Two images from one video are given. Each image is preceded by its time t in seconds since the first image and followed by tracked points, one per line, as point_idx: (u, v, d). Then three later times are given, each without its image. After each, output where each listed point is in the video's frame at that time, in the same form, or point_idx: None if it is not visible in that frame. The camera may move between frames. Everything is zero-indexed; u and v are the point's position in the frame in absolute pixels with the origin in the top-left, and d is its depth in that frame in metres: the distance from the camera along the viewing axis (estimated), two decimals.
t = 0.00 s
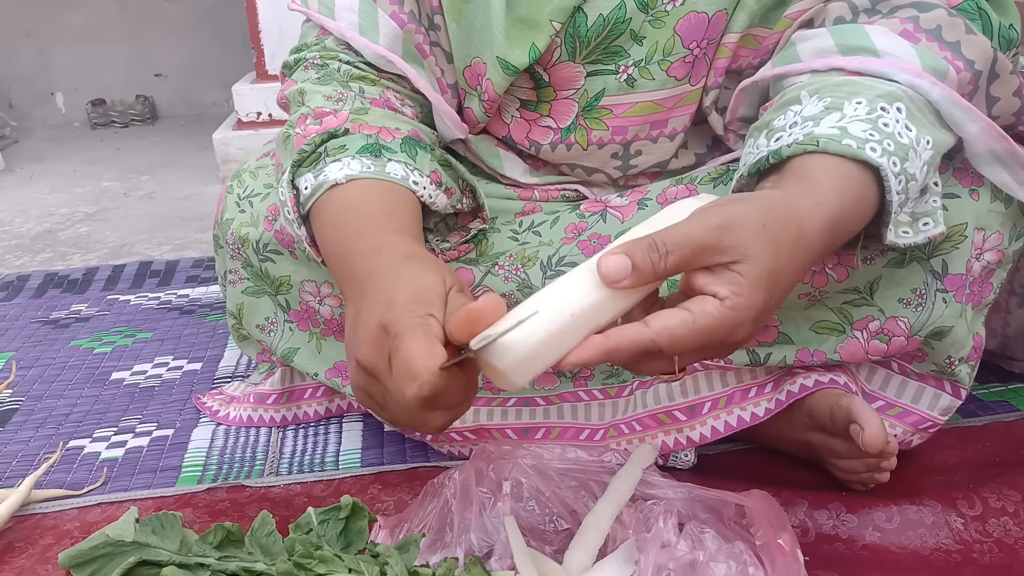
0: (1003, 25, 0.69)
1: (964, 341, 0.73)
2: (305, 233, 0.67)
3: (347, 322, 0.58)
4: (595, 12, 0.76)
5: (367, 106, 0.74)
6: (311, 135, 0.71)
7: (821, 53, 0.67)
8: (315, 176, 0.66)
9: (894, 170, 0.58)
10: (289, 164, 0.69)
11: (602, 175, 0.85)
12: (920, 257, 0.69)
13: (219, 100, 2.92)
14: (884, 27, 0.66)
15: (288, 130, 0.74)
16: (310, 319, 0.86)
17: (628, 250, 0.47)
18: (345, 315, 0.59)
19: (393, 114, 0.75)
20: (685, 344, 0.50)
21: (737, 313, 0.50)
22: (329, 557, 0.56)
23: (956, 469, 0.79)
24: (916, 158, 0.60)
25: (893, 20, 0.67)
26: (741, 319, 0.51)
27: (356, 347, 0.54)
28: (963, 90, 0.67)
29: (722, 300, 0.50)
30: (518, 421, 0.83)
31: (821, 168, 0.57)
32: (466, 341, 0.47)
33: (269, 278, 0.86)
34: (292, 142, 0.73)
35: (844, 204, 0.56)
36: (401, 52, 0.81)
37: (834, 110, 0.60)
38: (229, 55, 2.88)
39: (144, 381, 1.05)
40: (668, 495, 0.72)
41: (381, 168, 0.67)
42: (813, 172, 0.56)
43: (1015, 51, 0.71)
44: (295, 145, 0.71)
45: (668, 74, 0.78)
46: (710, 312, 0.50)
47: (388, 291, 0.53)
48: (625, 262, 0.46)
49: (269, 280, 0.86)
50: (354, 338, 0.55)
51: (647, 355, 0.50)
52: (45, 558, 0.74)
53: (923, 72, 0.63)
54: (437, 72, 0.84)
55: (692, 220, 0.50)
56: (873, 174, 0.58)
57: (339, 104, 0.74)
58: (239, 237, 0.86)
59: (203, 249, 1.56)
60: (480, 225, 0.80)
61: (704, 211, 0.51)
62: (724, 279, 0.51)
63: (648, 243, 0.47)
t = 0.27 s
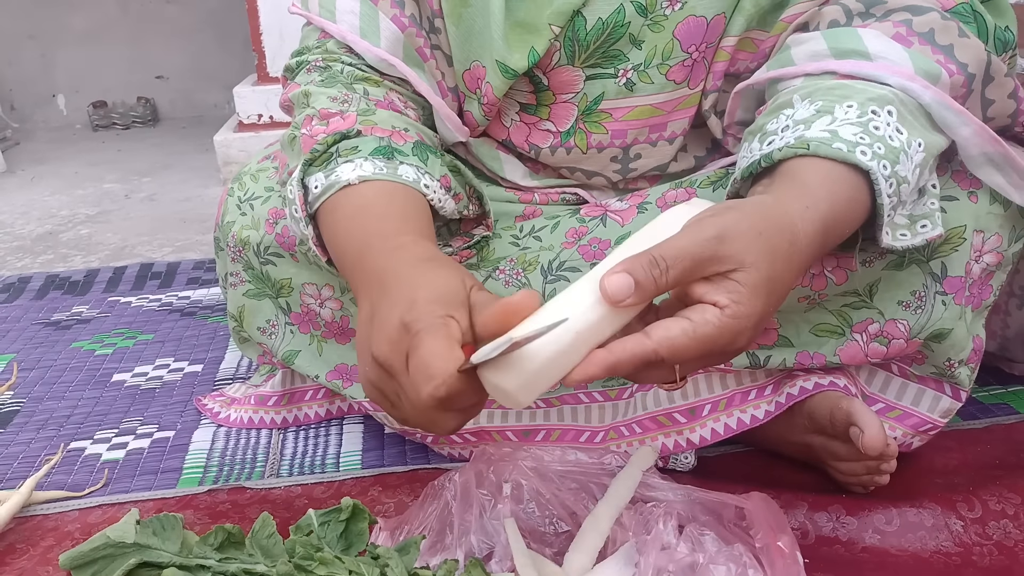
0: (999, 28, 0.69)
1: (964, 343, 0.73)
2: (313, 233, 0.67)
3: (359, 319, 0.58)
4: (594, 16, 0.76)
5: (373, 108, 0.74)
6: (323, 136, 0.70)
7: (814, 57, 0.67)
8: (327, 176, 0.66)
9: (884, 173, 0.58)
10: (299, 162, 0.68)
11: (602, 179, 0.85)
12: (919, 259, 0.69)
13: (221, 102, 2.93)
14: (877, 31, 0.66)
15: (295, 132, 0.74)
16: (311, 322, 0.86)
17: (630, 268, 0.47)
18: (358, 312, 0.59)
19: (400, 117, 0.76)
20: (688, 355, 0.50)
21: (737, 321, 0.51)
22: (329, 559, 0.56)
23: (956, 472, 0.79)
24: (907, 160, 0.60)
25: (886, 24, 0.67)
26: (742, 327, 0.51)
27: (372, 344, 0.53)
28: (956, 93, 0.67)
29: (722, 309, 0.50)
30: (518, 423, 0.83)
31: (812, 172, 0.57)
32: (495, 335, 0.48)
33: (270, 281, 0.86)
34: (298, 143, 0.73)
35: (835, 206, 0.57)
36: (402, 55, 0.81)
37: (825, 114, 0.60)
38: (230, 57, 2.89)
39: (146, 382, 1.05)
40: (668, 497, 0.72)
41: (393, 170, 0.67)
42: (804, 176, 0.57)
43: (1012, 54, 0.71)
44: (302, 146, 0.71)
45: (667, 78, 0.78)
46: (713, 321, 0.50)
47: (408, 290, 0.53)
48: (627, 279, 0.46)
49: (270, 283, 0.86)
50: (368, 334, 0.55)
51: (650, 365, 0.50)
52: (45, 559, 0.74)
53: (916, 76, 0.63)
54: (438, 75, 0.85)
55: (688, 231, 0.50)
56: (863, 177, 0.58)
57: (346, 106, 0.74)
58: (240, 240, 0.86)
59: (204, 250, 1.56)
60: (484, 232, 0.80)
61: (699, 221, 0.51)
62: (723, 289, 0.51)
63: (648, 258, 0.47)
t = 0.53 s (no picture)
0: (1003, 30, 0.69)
1: (968, 345, 0.72)
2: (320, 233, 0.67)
3: (374, 319, 0.58)
4: (598, 18, 0.76)
5: (381, 108, 0.74)
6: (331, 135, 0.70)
7: (816, 57, 0.67)
8: (337, 176, 0.66)
9: (885, 173, 0.58)
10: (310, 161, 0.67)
11: (606, 180, 0.85)
12: (924, 261, 0.69)
13: (223, 103, 2.93)
14: (880, 32, 0.66)
15: (302, 132, 0.74)
16: (314, 322, 0.86)
17: (634, 274, 0.45)
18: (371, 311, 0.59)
19: (407, 117, 0.76)
20: (695, 358, 0.49)
21: (743, 323, 0.50)
22: (332, 560, 0.56)
23: (960, 474, 0.79)
24: (908, 161, 0.60)
25: (890, 25, 0.67)
26: (747, 329, 0.50)
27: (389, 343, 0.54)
28: (958, 95, 0.67)
29: (729, 312, 0.49)
30: (521, 425, 0.82)
31: (812, 171, 0.57)
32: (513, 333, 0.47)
33: (273, 282, 0.86)
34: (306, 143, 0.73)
35: (835, 205, 0.56)
36: (406, 55, 0.81)
37: (826, 114, 0.60)
38: (233, 58, 2.89)
39: (147, 383, 1.05)
40: (672, 499, 0.72)
41: (404, 171, 0.67)
42: (804, 175, 0.57)
43: (1016, 56, 0.71)
44: (310, 146, 0.71)
45: (671, 79, 0.78)
46: (720, 323, 0.49)
47: (425, 289, 0.54)
48: (634, 286, 0.45)
49: (273, 284, 0.86)
50: (384, 334, 0.55)
51: (657, 370, 0.49)
52: (47, 560, 0.74)
53: (918, 77, 0.63)
54: (442, 76, 0.85)
55: (690, 235, 0.49)
56: (864, 178, 0.58)
57: (353, 106, 0.74)
58: (243, 240, 0.86)
59: (206, 251, 1.56)
60: (489, 234, 0.80)
61: (701, 224, 0.51)
62: (728, 291, 0.50)
63: (653, 263, 0.46)
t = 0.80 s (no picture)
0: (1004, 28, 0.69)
1: (969, 344, 0.73)
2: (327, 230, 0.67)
3: (393, 316, 0.58)
4: (599, 15, 0.76)
5: (386, 106, 0.75)
6: (340, 134, 0.71)
7: (816, 54, 0.67)
8: (348, 173, 0.66)
9: (882, 171, 0.58)
10: (321, 158, 0.68)
11: (607, 178, 0.85)
12: (924, 259, 0.69)
13: (223, 101, 2.93)
14: (879, 30, 0.66)
15: (309, 129, 0.75)
16: (315, 321, 0.86)
17: (640, 285, 0.45)
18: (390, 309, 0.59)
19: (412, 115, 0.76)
20: (705, 364, 0.49)
21: (750, 326, 0.50)
22: (333, 557, 0.56)
23: (960, 472, 0.79)
24: (906, 159, 0.60)
25: (890, 23, 0.67)
26: (754, 331, 0.51)
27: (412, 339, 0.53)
28: (957, 93, 0.67)
29: (735, 315, 0.50)
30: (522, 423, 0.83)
31: (809, 168, 0.57)
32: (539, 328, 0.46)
33: (274, 280, 0.86)
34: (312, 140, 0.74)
35: (831, 202, 0.56)
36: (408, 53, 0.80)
37: (824, 111, 0.60)
38: (233, 57, 2.89)
39: (149, 381, 1.05)
40: (672, 497, 0.72)
41: (416, 169, 0.67)
42: (802, 172, 0.57)
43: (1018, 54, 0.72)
44: (318, 144, 0.71)
45: (672, 77, 0.78)
46: (727, 328, 0.49)
47: (447, 285, 0.53)
48: (639, 296, 0.45)
49: (274, 282, 0.86)
50: (405, 330, 0.55)
51: (668, 378, 0.49)
52: (49, 557, 0.74)
53: (917, 75, 0.63)
54: (443, 74, 0.85)
55: (693, 241, 0.49)
56: (861, 175, 0.58)
57: (360, 104, 0.74)
58: (244, 239, 0.86)
59: (207, 249, 1.56)
60: (493, 235, 0.80)
61: (702, 229, 0.51)
62: (733, 295, 0.50)
63: (658, 272, 0.46)
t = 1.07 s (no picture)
0: (1004, 27, 0.69)
1: (968, 343, 0.73)
2: (329, 230, 0.66)
3: (406, 315, 0.58)
4: (598, 13, 0.76)
5: (389, 105, 0.75)
6: (344, 133, 0.70)
7: (815, 53, 0.67)
8: (354, 173, 0.66)
9: (881, 170, 0.58)
10: (327, 158, 0.67)
11: (605, 177, 0.85)
12: (924, 258, 0.69)
13: (223, 101, 2.92)
14: (879, 28, 0.66)
15: (310, 128, 0.74)
16: (314, 320, 0.86)
17: (645, 292, 0.44)
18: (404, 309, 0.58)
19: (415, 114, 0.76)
20: (712, 367, 0.49)
21: (757, 329, 0.50)
22: (331, 558, 0.56)
23: (960, 472, 0.79)
24: (905, 158, 0.59)
25: (889, 22, 0.67)
26: (761, 333, 0.50)
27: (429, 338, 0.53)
28: (957, 92, 0.67)
29: (741, 319, 0.49)
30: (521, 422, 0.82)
31: (807, 167, 0.57)
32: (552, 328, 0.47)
33: (273, 279, 0.86)
34: (315, 139, 0.73)
35: (831, 200, 0.56)
36: (407, 51, 0.80)
37: (824, 110, 0.60)
38: (232, 56, 2.89)
39: (147, 380, 1.05)
40: (671, 497, 0.72)
41: (421, 168, 0.67)
42: (799, 171, 0.57)
43: (1017, 53, 0.71)
44: (322, 143, 0.71)
45: (671, 75, 0.78)
46: (733, 332, 0.49)
47: (463, 283, 0.53)
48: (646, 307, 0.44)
49: (273, 281, 0.86)
50: (421, 329, 0.55)
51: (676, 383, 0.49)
52: (46, 557, 0.74)
53: (917, 73, 0.63)
54: (442, 72, 0.85)
55: (695, 245, 0.49)
56: (860, 174, 0.58)
57: (363, 101, 0.74)
58: (243, 237, 0.86)
59: (205, 249, 1.56)
60: (493, 235, 0.80)
61: (703, 233, 0.50)
62: (738, 297, 0.50)
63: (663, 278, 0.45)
